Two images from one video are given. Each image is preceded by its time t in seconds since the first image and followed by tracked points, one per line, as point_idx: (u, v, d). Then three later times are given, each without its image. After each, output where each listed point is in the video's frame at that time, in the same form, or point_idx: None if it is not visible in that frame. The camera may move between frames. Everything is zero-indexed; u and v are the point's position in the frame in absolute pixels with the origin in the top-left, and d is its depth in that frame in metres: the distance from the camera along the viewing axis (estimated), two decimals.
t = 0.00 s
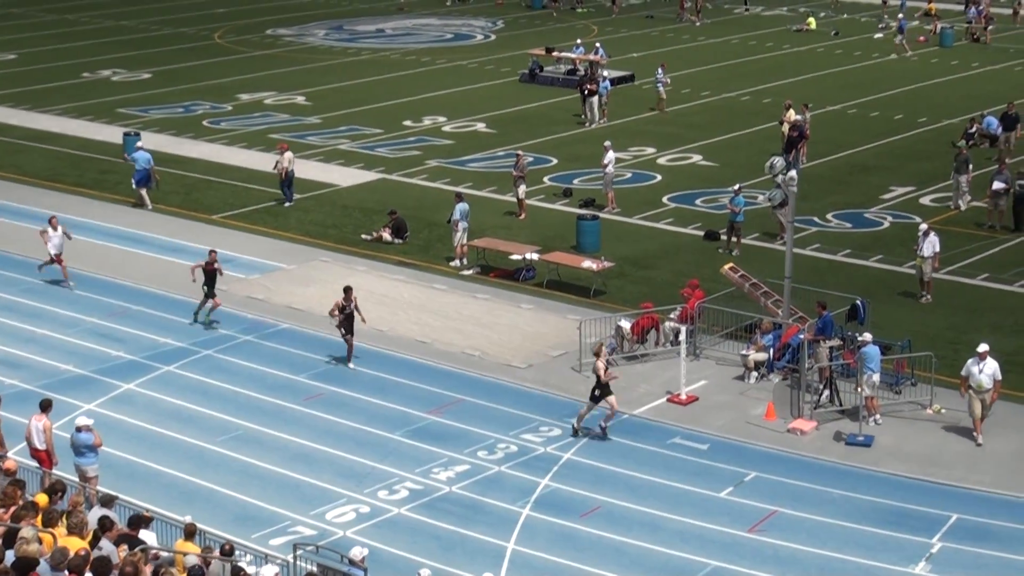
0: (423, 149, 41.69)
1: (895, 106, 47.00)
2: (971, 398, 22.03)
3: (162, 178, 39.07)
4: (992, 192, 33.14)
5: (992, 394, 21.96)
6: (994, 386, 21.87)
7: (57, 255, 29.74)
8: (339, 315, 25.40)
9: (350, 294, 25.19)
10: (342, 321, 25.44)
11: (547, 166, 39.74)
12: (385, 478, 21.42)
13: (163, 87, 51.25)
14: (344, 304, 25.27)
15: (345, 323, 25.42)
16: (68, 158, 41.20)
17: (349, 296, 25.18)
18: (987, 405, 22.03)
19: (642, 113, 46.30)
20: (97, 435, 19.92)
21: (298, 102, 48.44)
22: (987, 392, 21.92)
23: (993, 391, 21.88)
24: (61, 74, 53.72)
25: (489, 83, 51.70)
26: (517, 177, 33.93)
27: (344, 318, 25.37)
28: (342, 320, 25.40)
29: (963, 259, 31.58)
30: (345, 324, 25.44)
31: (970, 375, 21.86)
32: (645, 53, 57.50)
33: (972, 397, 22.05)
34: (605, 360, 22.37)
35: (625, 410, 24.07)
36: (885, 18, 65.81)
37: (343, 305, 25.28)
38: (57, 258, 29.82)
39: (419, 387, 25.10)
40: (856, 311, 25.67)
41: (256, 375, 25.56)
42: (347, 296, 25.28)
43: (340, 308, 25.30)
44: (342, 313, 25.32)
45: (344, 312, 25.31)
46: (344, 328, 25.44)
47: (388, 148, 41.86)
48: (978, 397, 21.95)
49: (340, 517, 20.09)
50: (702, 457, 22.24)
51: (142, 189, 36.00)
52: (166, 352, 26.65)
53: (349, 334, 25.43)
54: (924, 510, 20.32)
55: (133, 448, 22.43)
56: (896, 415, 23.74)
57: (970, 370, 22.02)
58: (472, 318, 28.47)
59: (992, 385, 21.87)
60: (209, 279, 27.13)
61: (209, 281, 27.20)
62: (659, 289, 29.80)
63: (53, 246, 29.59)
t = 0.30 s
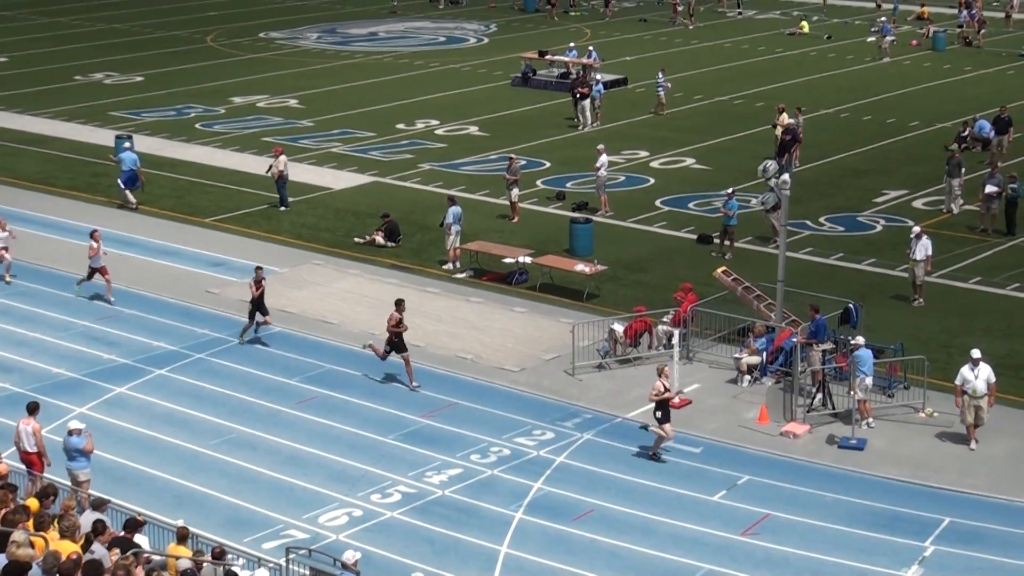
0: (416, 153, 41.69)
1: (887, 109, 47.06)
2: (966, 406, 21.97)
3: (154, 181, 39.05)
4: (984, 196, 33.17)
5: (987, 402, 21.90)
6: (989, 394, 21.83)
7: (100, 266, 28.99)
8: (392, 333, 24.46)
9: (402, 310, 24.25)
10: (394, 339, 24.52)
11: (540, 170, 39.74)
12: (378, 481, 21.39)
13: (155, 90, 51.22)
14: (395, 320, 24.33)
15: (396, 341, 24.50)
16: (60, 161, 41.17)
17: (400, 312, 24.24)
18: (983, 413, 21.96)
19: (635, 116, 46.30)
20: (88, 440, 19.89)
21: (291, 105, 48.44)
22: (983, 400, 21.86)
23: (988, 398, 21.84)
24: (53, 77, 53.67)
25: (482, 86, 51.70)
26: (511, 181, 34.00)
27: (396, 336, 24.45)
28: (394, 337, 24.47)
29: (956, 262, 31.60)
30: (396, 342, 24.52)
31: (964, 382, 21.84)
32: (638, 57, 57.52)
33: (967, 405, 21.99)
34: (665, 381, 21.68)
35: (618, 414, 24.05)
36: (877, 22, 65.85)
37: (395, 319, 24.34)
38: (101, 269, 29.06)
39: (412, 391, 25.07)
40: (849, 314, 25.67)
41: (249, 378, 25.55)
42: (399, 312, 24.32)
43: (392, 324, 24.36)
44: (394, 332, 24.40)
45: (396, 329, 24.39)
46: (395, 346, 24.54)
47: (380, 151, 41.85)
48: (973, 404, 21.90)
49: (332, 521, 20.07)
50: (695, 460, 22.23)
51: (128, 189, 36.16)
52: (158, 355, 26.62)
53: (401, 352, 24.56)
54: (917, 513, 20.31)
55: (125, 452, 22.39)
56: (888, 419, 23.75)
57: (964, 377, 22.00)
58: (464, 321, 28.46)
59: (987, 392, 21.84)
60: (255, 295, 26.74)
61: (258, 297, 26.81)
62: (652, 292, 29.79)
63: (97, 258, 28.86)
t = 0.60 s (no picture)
0: (408, 158, 41.70)
1: (879, 114, 47.12)
2: (959, 413, 21.89)
3: (146, 187, 39.03)
4: (975, 201, 33.20)
5: (982, 408, 21.83)
6: (982, 400, 21.78)
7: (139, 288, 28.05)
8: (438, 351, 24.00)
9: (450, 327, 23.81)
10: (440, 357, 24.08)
11: (532, 175, 39.76)
12: (370, 487, 21.37)
13: (147, 96, 51.21)
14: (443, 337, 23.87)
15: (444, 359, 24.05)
16: (52, 168, 41.14)
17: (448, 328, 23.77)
18: (977, 419, 21.88)
19: (627, 122, 46.33)
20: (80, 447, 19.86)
21: (283, 110, 48.45)
22: (977, 407, 21.78)
23: (982, 405, 21.79)
24: (44, 84, 53.64)
25: (474, 92, 51.73)
26: (502, 187, 33.97)
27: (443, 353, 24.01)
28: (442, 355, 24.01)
29: (948, 267, 31.63)
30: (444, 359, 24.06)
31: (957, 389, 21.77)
32: (630, 62, 57.59)
33: (961, 412, 21.91)
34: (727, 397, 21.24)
35: (611, 419, 24.03)
36: (869, 28, 65.96)
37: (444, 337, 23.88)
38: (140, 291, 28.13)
39: (405, 397, 25.05)
40: (841, 318, 25.68)
41: (241, 384, 25.52)
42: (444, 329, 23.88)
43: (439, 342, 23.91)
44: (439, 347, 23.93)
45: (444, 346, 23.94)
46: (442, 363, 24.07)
47: (373, 157, 41.85)
48: (966, 410, 21.82)
49: (325, 527, 20.04)
50: (688, 466, 22.22)
51: (118, 193, 36.34)
52: (149, 361, 26.59)
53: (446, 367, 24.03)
54: (909, 518, 20.31)
55: (117, 459, 22.36)
56: (881, 423, 23.74)
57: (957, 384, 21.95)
58: (456, 327, 28.45)
59: (980, 399, 21.78)
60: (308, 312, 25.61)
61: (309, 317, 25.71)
62: (645, 297, 29.79)
63: (136, 278, 28.03)
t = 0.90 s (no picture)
0: (400, 164, 41.72)
1: (870, 119, 47.23)
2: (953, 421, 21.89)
3: (137, 193, 39.01)
4: (966, 206, 33.30)
5: (976, 417, 21.80)
6: (977, 409, 21.74)
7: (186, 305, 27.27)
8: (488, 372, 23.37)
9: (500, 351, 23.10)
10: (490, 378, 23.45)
11: (523, 181, 39.78)
12: (363, 493, 21.35)
13: (137, 102, 51.17)
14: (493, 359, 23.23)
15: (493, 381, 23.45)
16: (42, 174, 41.10)
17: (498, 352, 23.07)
18: (971, 428, 21.84)
19: (619, 127, 46.37)
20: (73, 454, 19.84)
21: (274, 116, 48.46)
22: (971, 415, 21.75)
23: (976, 413, 21.75)
24: (36, 90, 53.60)
25: (466, 97, 51.77)
26: (494, 192, 34.02)
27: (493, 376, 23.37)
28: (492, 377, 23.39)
29: (938, 272, 31.69)
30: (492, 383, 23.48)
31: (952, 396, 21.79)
32: (621, 67, 57.66)
33: (955, 420, 21.90)
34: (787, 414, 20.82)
35: (604, 424, 24.05)
36: (859, 33, 66.05)
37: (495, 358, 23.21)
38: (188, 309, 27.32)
39: (397, 402, 25.05)
40: (833, 324, 25.71)
41: (233, 390, 25.49)
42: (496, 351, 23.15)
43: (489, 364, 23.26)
44: (492, 370, 23.32)
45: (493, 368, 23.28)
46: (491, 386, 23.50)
47: (364, 163, 41.85)
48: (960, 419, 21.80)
49: (317, 533, 20.03)
50: (680, 470, 22.25)
51: (102, 197, 36.41)
52: (141, 367, 26.58)
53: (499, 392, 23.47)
54: (901, 522, 20.35)
55: (110, 465, 22.33)
56: (872, 428, 23.76)
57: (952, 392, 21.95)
58: (449, 332, 28.46)
59: (975, 408, 21.74)
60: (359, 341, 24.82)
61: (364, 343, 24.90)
62: (636, 303, 29.83)
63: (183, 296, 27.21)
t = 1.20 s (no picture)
0: (392, 168, 41.70)
1: (862, 125, 47.28)
2: (949, 428, 21.83)
3: (128, 197, 38.95)
4: (957, 211, 33.33)
5: (972, 425, 21.70)
6: (974, 417, 21.64)
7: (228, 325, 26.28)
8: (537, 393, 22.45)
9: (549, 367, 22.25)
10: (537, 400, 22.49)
11: (515, 185, 39.79)
12: (354, 497, 21.32)
13: (129, 105, 51.11)
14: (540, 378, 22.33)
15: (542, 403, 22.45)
16: (34, 177, 41.04)
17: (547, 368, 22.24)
18: (967, 436, 21.74)
19: (611, 131, 46.39)
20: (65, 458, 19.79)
21: (267, 120, 48.42)
22: (967, 423, 21.66)
23: (973, 422, 21.64)
24: (27, 92, 53.52)
25: (458, 101, 51.78)
26: (486, 196, 34.03)
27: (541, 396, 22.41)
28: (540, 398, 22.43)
29: (929, 277, 31.72)
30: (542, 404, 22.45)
31: (947, 402, 21.71)
32: (613, 72, 57.71)
33: (951, 428, 21.81)
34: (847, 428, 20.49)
35: (595, 428, 24.04)
36: (851, 38, 66.21)
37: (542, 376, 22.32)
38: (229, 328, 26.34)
39: (389, 407, 25.01)
40: (824, 329, 25.72)
41: (224, 394, 25.45)
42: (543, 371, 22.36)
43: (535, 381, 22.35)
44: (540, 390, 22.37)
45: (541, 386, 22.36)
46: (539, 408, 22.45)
47: (357, 166, 41.83)
48: (956, 427, 21.72)
49: (308, 537, 20.00)
50: (672, 475, 22.23)
51: (83, 200, 36.44)
52: (132, 370, 26.53)
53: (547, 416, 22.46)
54: (892, 527, 20.36)
55: (102, 469, 22.27)
56: (863, 433, 23.77)
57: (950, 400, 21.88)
58: (440, 336, 28.44)
59: (972, 416, 21.64)
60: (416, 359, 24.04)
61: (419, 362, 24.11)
62: (629, 307, 29.82)
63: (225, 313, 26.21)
